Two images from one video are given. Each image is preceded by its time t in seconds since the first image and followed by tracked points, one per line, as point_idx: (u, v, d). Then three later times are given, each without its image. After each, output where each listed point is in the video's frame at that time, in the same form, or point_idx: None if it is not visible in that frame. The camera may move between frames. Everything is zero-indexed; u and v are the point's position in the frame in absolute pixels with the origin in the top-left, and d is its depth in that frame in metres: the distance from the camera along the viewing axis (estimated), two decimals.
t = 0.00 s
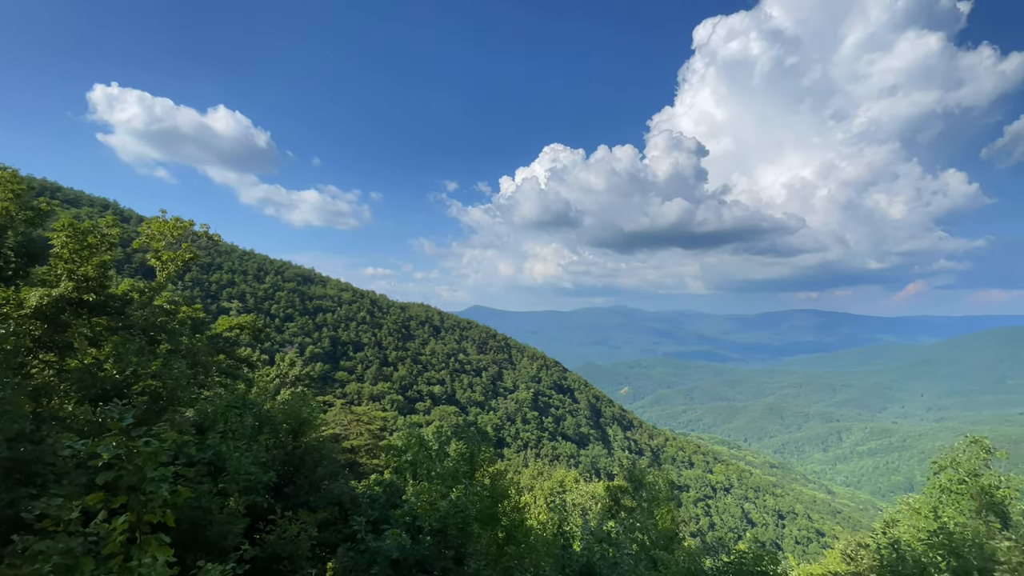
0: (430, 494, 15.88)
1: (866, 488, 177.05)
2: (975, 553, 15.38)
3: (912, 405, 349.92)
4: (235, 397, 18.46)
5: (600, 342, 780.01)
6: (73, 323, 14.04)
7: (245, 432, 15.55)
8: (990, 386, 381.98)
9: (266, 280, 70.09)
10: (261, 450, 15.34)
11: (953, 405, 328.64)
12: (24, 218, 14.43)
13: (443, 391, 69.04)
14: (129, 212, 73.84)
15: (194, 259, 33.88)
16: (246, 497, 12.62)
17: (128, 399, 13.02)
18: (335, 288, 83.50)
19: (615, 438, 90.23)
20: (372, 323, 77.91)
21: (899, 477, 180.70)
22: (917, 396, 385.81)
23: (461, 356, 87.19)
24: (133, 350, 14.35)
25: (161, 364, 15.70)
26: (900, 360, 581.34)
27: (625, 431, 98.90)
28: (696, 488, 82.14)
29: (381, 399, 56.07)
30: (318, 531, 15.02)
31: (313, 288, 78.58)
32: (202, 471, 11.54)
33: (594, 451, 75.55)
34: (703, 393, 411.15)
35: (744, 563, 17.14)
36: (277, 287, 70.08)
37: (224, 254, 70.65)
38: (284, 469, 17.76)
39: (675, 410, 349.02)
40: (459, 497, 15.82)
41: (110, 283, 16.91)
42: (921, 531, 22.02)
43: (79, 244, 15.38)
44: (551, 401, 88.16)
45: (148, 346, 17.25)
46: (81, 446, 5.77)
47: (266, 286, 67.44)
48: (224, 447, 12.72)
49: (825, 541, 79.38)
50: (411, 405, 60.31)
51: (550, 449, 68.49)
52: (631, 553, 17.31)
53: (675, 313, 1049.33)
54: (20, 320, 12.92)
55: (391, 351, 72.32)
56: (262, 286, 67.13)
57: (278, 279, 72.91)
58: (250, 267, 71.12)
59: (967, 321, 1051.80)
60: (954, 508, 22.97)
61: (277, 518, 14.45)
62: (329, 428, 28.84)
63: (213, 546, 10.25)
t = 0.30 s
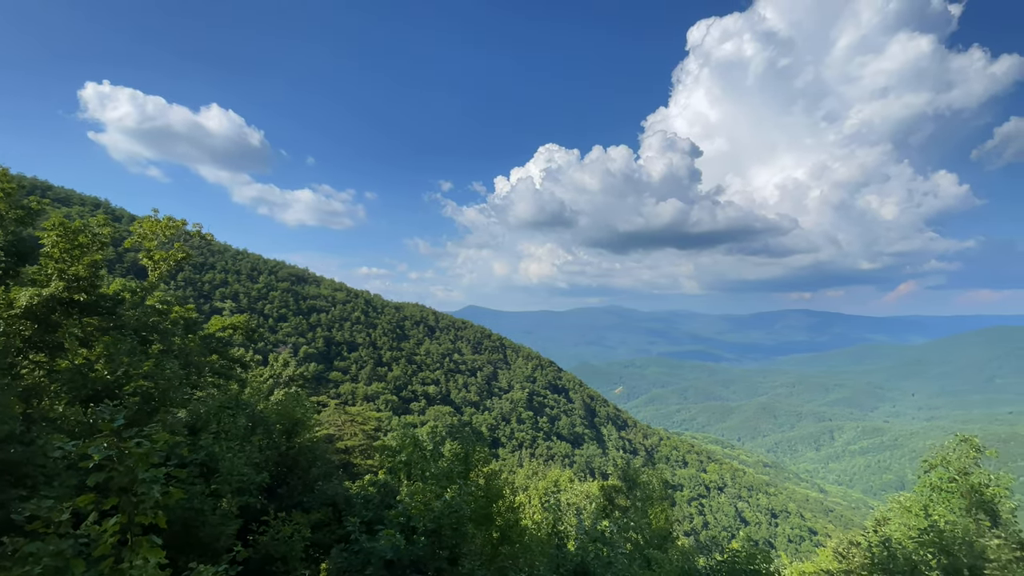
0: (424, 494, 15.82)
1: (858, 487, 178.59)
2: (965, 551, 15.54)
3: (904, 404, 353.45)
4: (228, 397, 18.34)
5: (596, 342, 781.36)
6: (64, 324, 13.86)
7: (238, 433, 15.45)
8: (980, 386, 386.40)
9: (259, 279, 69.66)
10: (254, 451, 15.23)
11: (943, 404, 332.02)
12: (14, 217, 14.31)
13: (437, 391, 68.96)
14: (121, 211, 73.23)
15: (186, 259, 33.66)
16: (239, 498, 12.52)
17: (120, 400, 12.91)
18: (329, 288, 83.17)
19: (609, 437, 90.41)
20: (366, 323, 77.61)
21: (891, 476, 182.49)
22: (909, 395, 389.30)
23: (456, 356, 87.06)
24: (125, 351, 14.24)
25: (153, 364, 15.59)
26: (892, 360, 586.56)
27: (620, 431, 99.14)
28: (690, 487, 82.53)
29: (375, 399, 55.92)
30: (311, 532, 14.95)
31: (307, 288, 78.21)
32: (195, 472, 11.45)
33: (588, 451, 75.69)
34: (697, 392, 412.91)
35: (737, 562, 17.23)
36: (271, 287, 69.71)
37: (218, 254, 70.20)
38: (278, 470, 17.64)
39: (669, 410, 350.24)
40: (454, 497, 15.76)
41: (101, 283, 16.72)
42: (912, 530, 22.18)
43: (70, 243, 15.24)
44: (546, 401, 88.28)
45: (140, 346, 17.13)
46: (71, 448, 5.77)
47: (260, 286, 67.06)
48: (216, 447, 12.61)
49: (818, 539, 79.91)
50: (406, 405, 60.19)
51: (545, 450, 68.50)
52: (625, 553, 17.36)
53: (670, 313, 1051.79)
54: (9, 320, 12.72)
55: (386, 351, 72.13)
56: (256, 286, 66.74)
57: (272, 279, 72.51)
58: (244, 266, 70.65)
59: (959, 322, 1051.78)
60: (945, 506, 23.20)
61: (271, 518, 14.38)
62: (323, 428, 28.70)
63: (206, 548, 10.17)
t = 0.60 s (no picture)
0: (418, 495, 15.77)
1: (850, 485, 180.34)
2: (956, 549, 15.66)
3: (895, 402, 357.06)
4: (220, 398, 18.23)
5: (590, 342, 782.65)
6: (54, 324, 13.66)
7: (231, 434, 15.35)
8: (970, 384, 390.89)
9: (252, 279, 69.21)
10: (247, 451, 15.17)
11: (934, 403, 335.71)
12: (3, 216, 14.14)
13: (432, 391, 68.92)
14: (112, 210, 72.50)
15: (178, 258, 33.41)
16: (232, 500, 12.49)
17: (111, 401, 12.81)
18: (323, 288, 82.80)
19: (604, 437, 90.63)
20: (361, 323, 77.36)
21: (882, 474, 184.39)
22: (900, 394, 393.06)
23: (451, 356, 86.98)
24: (116, 351, 14.10)
25: (145, 365, 15.44)
26: (884, 359, 592.29)
27: (614, 430, 99.44)
28: (684, 486, 82.98)
29: (369, 399, 55.74)
30: (305, 534, 14.94)
31: (300, 288, 77.80)
32: (186, 474, 11.38)
33: (582, 451, 75.81)
34: (692, 391, 414.77)
35: (730, 561, 17.33)
36: (264, 287, 69.26)
37: (210, 253, 69.66)
38: (271, 471, 17.60)
39: (664, 409, 351.49)
40: (448, 497, 15.71)
41: (92, 283, 16.55)
42: (903, 528, 22.38)
43: (60, 243, 15.07)
44: (541, 400, 88.41)
45: (131, 346, 16.99)
46: (61, 450, 5.73)
47: (253, 286, 66.63)
48: (208, 448, 12.52)
49: (810, 537, 80.55)
50: (400, 405, 60.07)
51: (540, 449, 68.58)
52: (619, 552, 17.41)
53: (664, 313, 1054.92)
54: None
55: (380, 351, 71.92)
56: (249, 285, 66.28)
57: (265, 279, 72.07)
58: (236, 266, 70.15)
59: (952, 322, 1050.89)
60: (935, 504, 23.41)
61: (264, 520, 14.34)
62: (317, 429, 28.58)
63: (198, 549, 10.14)
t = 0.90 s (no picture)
0: (412, 495, 15.73)
1: (841, 484, 181.89)
2: (944, 546, 15.78)
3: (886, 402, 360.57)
4: (212, 398, 18.09)
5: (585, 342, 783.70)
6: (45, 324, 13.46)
7: (223, 435, 15.21)
8: (960, 384, 395.29)
9: (245, 279, 68.75)
10: (240, 452, 15.03)
11: (924, 402, 339.32)
12: None
13: (427, 391, 68.81)
14: (103, 210, 71.79)
15: (170, 257, 33.12)
16: (225, 501, 12.40)
17: (101, 402, 12.68)
18: (317, 288, 82.43)
19: (598, 437, 90.83)
20: (355, 323, 77.07)
21: (873, 473, 186.21)
22: (891, 393, 396.60)
23: (445, 356, 86.82)
24: (107, 351, 13.96)
25: (137, 366, 15.29)
26: (875, 359, 598.00)
27: (608, 430, 99.69)
28: (677, 486, 83.34)
29: (363, 400, 55.58)
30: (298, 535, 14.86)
31: (294, 287, 77.36)
32: (178, 475, 11.28)
33: (577, 450, 75.84)
34: (686, 391, 416.65)
35: (722, 559, 17.44)
36: (257, 287, 68.84)
37: (202, 252, 69.10)
38: (264, 472, 17.50)
39: (658, 409, 352.62)
40: (442, 497, 15.65)
41: (82, 283, 16.33)
42: (893, 526, 22.61)
43: (50, 242, 14.91)
44: (535, 400, 88.50)
45: (122, 347, 16.80)
46: (49, 450, 5.66)
47: (246, 286, 66.17)
48: (201, 449, 12.41)
49: (802, 536, 81.13)
50: (394, 405, 59.89)
51: (534, 449, 68.58)
52: (612, 551, 17.42)
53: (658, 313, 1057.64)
54: None
55: (375, 351, 71.71)
56: (241, 285, 65.78)
57: (258, 279, 71.65)
58: (229, 266, 69.62)
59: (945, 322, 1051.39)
60: (925, 502, 23.63)
61: (257, 521, 14.25)
62: (311, 429, 28.46)
63: (190, 551, 10.05)
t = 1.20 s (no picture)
0: (406, 495, 15.68)
1: (833, 482, 183.52)
2: (933, 543, 15.94)
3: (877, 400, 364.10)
4: (204, 399, 17.97)
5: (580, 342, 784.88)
6: (33, 323, 13.28)
7: (215, 435, 15.09)
8: (949, 383, 400.01)
9: (237, 279, 68.28)
10: (232, 453, 14.93)
11: (914, 401, 343.05)
12: None
13: (421, 391, 68.69)
14: (93, 208, 71.02)
15: (161, 257, 32.88)
16: (216, 502, 12.30)
17: (90, 403, 12.56)
18: (310, 287, 82.02)
19: (592, 436, 91.11)
20: (348, 323, 76.79)
21: (864, 471, 188.10)
22: (882, 392, 400.32)
23: (440, 356, 86.73)
24: (96, 352, 13.82)
25: (127, 366, 15.13)
26: (866, 358, 604.15)
27: (602, 429, 100.02)
28: (670, 485, 83.72)
29: (357, 400, 55.35)
30: (291, 536, 14.80)
31: (286, 287, 76.93)
32: (168, 476, 11.20)
33: (571, 450, 75.97)
34: (679, 391, 418.57)
35: (715, 558, 17.51)
36: (249, 286, 68.40)
37: (194, 252, 68.55)
38: (257, 472, 17.38)
39: (652, 408, 353.77)
40: (436, 498, 15.62)
41: (71, 282, 16.18)
42: (883, 524, 22.82)
43: (39, 241, 14.74)
44: (529, 400, 88.60)
45: (111, 347, 16.64)
46: (36, 452, 5.62)
47: (238, 286, 65.72)
48: (192, 450, 12.33)
49: (794, 534, 81.77)
50: (388, 406, 59.71)
51: (528, 449, 68.66)
52: (606, 550, 17.46)
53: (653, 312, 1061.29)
54: None
55: (368, 351, 71.48)
56: (234, 285, 65.32)
57: (251, 279, 71.20)
58: (221, 265, 69.11)
59: (937, 322, 1056.48)
60: (915, 500, 23.86)
61: (249, 522, 14.17)
62: (304, 430, 28.32)
63: (181, 553, 9.99)
